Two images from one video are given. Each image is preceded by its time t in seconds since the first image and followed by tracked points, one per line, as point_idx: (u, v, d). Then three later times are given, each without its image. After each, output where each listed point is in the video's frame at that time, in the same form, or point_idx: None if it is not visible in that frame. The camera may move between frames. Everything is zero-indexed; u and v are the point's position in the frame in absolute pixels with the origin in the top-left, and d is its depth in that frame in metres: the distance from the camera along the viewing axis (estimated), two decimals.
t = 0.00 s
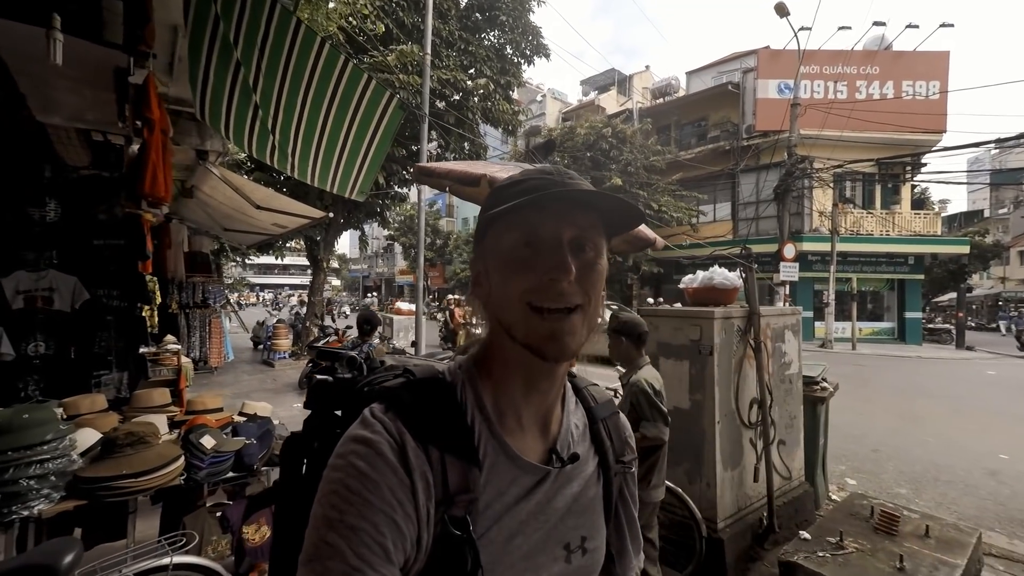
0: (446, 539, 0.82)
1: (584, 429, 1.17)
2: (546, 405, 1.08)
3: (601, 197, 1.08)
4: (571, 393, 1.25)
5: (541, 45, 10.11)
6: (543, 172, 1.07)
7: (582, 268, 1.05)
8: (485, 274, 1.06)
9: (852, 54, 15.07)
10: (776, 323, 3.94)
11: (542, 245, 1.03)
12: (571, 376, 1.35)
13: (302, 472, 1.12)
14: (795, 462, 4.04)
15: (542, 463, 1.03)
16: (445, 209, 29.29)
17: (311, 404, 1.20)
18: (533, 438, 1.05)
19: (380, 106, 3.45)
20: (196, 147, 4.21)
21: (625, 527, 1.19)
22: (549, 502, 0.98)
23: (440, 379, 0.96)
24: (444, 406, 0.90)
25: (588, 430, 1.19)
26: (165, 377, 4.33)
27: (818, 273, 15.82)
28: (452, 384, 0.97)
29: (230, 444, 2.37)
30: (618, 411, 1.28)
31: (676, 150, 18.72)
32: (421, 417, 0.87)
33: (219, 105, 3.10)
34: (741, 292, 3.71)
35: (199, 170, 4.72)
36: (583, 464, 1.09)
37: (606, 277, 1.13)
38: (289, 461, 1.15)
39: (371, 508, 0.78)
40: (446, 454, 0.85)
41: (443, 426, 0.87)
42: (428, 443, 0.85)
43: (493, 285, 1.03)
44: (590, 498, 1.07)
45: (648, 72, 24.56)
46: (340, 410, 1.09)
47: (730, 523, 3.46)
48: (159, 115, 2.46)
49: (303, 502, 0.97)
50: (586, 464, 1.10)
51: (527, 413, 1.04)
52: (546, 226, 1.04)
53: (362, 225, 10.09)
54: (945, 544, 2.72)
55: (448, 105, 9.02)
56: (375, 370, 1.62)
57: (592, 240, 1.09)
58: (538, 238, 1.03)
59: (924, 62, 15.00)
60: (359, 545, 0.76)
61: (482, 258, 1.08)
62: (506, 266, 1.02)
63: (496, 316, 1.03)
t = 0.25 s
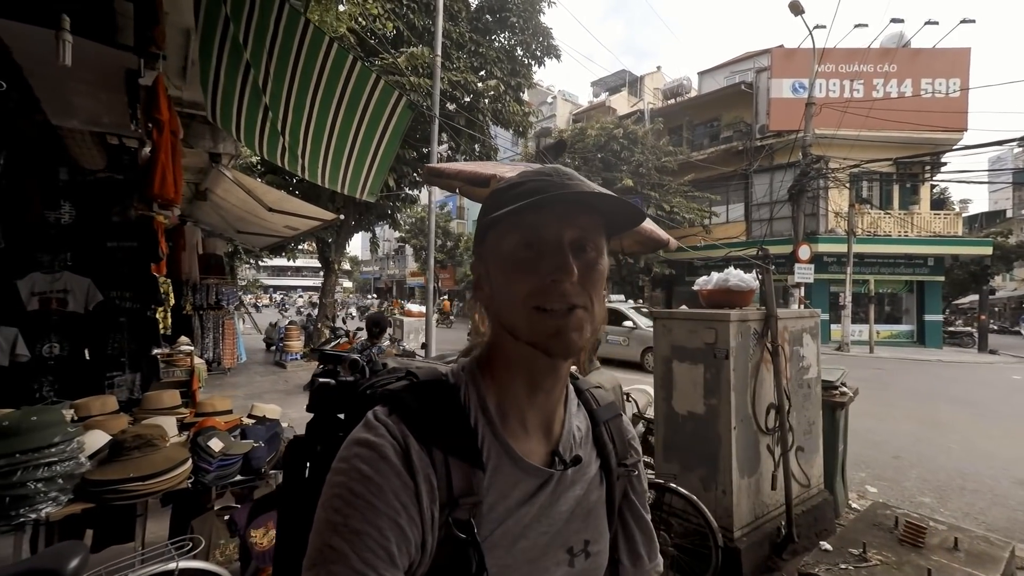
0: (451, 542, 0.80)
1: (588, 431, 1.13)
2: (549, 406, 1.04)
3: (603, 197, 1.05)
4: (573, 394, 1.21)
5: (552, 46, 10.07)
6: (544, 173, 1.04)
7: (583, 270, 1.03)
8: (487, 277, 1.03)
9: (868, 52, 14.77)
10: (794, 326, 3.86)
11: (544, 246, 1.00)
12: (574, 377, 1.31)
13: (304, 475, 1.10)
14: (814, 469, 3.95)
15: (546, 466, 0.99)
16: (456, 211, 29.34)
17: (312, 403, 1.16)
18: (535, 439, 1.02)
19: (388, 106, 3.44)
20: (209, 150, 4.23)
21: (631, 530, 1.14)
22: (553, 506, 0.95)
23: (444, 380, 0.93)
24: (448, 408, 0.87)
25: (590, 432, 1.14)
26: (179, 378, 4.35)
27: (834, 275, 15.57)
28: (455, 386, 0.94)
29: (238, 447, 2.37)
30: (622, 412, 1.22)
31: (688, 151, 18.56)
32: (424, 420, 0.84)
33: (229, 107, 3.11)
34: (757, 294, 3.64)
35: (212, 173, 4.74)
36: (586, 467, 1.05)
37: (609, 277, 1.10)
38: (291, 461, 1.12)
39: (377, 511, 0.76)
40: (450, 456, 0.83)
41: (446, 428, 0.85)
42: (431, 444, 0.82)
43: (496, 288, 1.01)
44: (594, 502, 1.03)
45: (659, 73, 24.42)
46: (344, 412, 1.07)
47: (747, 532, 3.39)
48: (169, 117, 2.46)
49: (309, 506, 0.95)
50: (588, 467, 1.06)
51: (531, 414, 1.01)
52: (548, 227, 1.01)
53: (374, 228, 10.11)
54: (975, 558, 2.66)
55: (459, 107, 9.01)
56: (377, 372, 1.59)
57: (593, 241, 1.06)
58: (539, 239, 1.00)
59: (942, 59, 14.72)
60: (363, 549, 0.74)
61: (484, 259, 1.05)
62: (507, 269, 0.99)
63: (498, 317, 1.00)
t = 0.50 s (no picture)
0: (455, 545, 0.79)
1: (593, 435, 1.11)
2: (555, 411, 1.03)
3: (606, 197, 1.04)
4: (580, 397, 1.19)
5: (562, 46, 10.05)
6: (546, 175, 1.03)
7: (589, 271, 1.02)
8: (492, 280, 1.03)
9: (884, 49, 14.65)
10: (808, 327, 3.80)
11: (548, 248, 0.99)
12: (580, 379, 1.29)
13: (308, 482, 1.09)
14: (829, 474, 3.89)
15: (551, 470, 0.98)
16: (466, 212, 29.38)
17: (317, 408, 1.17)
18: (541, 442, 1.00)
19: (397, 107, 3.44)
20: (221, 152, 4.27)
21: (635, 534, 1.13)
22: (558, 510, 0.93)
23: (447, 383, 0.92)
24: (453, 411, 0.87)
25: (597, 437, 1.12)
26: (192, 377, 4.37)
27: (849, 275, 15.36)
28: (459, 389, 0.94)
29: (247, 448, 2.38)
30: (627, 416, 1.21)
31: (699, 150, 18.43)
32: (429, 423, 0.84)
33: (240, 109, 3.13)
34: (770, 295, 3.60)
35: (224, 175, 4.78)
36: (591, 470, 1.03)
37: (614, 279, 1.09)
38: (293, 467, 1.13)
39: (380, 514, 0.75)
40: (455, 459, 0.82)
41: (451, 431, 0.84)
42: (435, 447, 0.82)
43: (500, 291, 1.00)
44: (599, 506, 1.01)
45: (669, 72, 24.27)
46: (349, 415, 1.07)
47: (760, 537, 3.35)
48: (180, 120, 2.48)
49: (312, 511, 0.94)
50: (594, 471, 1.04)
51: (536, 418, 1.00)
52: (551, 228, 1.00)
53: (384, 229, 10.15)
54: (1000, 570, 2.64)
55: (468, 108, 9.01)
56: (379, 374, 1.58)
57: (598, 241, 1.05)
58: (543, 241, 0.99)
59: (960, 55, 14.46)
60: (367, 553, 0.73)
61: (488, 263, 1.05)
62: (510, 272, 0.98)
63: (503, 321, 1.00)
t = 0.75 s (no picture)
0: (458, 541, 0.79)
1: (597, 434, 1.11)
2: (559, 408, 1.03)
3: (616, 195, 1.04)
4: (585, 395, 1.19)
5: (567, 47, 10.03)
6: (557, 172, 1.03)
7: (597, 269, 1.02)
8: (499, 277, 1.03)
9: (892, 48, 14.51)
10: (816, 328, 3.78)
11: (556, 245, 0.99)
12: (585, 377, 1.29)
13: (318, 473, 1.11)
14: (837, 476, 3.86)
15: (554, 467, 0.98)
16: (472, 213, 29.41)
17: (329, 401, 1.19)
18: (545, 440, 1.00)
19: (404, 108, 3.44)
20: (229, 154, 4.30)
21: (637, 533, 1.13)
22: (561, 508, 0.93)
23: (454, 380, 0.92)
24: (459, 407, 0.87)
25: (601, 435, 1.13)
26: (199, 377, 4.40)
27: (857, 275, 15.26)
28: (465, 385, 0.94)
29: (254, 447, 2.39)
30: (632, 416, 1.21)
31: (706, 151, 18.36)
32: (436, 418, 0.84)
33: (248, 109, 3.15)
34: (778, 295, 3.58)
35: (232, 177, 4.82)
36: (595, 469, 1.03)
37: (621, 277, 1.09)
38: (308, 456, 1.19)
39: (385, 509, 0.75)
40: (459, 455, 0.82)
41: (458, 427, 0.84)
42: (441, 443, 0.82)
43: (507, 287, 1.00)
44: (602, 504, 1.01)
45: (676, 72, 24.21)
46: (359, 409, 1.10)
47: (767, 539, 3.33)
48: (187, 121, 2.50)
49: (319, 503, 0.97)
50: (597, 469, 1.04)
51: (541, 415, 1.00)
52: (560, 225, 1.01)
53: (390, 230, 10.18)
54: None
55: (474, 109, 9.02)
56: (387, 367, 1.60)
57: (607, 239, 1.05)
58: (552, 238, 1.00)
59: (971, 53, 14.31)
60: (371, 546, 0.73)
61: (495, 259, 1.05)
62: (518, 268, 0.98)
63: (510, 318, 1.00)
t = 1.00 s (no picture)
0: (452, 539, 0.81)
1: (590, 432, 1.13)
2: (553, 405, 1.05)
3: (614, 194, 1.06)
4: (578, 394, 1.20)
5: (573, 48, 10.05)
6: (556, 172, 1.05)
7: (594, 268, 1.04)
8: (496, 274, 1.04)
9: (901, 47, 14.39)
10: (823, 328, 3.78)
11: (554, 242, 1.01)
12: (578, 377, 1.30)
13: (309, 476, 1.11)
14: (844, 477, 3.86)
15: (548, 465, 1.00)
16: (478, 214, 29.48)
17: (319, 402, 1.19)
18: (539, 438, 1.02)
19: (409, 111, 3.49)
20: (237, 156, 4.36)
21: (630, 531, 1.15)
22: (555, 506, 0.95)
23: (449, 380, 0.94)
24: (454, 406, 0.89)
25: (594, 433, 1.15)
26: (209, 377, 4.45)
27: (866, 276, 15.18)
28: (460, 384, 0.95)
29: (262, 445, 2.43)
30: (625, 414, 1.23)
31: (713, 151, 18.32)
32: (431, 418, 0.85)
33: (256, 112, 3.19)
34: (784, 296, 3.58)
35: (241, 179, 4.87)
36: (588, 467, 1.06)
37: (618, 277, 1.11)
38: (295, 458, 1.16)
39: (378, 508, 0.76)
40: (453, 453, 0.84)
41: (452, 426, 0.86)
42: (436, 441, 0.84)
43: (504, 284, 1.02)
44: (596, 502, 1.04)
45: (682, 72, 24.16)
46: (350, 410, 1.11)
47: (772, 540, 3.33)
48: (198, 125, 2.54)
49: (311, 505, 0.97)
50: (590, 467, 1.07)
51: (536, 413, 1.02)
52: (559, 224, 1.03)
53: (396, 231, 10.23)
54: None
55: (480, 110, 9.07)
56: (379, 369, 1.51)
57: (604, 239, 1.07)
58: (550, 236, 1.02)
59: (982, 52, 14.19)
60: (365, 545, 0.74)
61: (493, 256, 1.07)
62: (516, 265, 1.00)
63: (507, 316, 1.01)
